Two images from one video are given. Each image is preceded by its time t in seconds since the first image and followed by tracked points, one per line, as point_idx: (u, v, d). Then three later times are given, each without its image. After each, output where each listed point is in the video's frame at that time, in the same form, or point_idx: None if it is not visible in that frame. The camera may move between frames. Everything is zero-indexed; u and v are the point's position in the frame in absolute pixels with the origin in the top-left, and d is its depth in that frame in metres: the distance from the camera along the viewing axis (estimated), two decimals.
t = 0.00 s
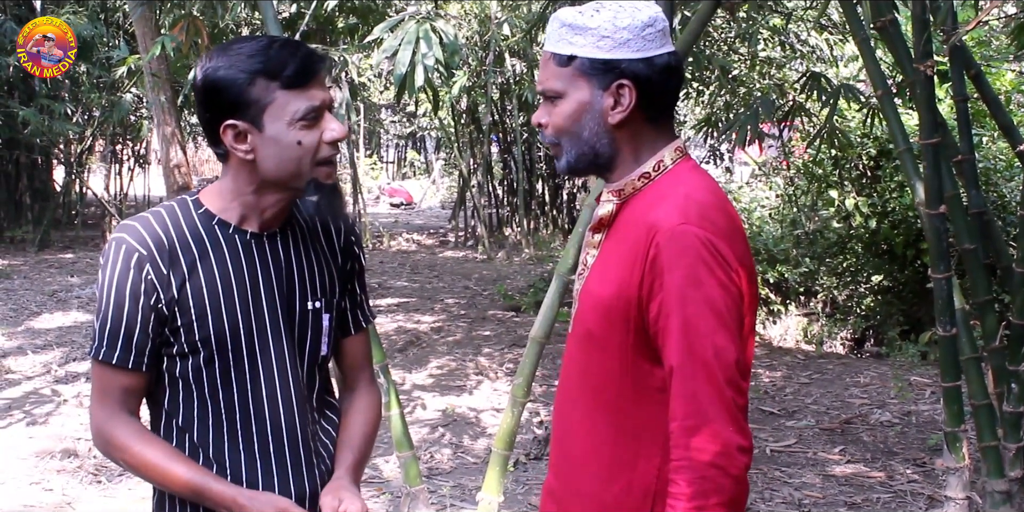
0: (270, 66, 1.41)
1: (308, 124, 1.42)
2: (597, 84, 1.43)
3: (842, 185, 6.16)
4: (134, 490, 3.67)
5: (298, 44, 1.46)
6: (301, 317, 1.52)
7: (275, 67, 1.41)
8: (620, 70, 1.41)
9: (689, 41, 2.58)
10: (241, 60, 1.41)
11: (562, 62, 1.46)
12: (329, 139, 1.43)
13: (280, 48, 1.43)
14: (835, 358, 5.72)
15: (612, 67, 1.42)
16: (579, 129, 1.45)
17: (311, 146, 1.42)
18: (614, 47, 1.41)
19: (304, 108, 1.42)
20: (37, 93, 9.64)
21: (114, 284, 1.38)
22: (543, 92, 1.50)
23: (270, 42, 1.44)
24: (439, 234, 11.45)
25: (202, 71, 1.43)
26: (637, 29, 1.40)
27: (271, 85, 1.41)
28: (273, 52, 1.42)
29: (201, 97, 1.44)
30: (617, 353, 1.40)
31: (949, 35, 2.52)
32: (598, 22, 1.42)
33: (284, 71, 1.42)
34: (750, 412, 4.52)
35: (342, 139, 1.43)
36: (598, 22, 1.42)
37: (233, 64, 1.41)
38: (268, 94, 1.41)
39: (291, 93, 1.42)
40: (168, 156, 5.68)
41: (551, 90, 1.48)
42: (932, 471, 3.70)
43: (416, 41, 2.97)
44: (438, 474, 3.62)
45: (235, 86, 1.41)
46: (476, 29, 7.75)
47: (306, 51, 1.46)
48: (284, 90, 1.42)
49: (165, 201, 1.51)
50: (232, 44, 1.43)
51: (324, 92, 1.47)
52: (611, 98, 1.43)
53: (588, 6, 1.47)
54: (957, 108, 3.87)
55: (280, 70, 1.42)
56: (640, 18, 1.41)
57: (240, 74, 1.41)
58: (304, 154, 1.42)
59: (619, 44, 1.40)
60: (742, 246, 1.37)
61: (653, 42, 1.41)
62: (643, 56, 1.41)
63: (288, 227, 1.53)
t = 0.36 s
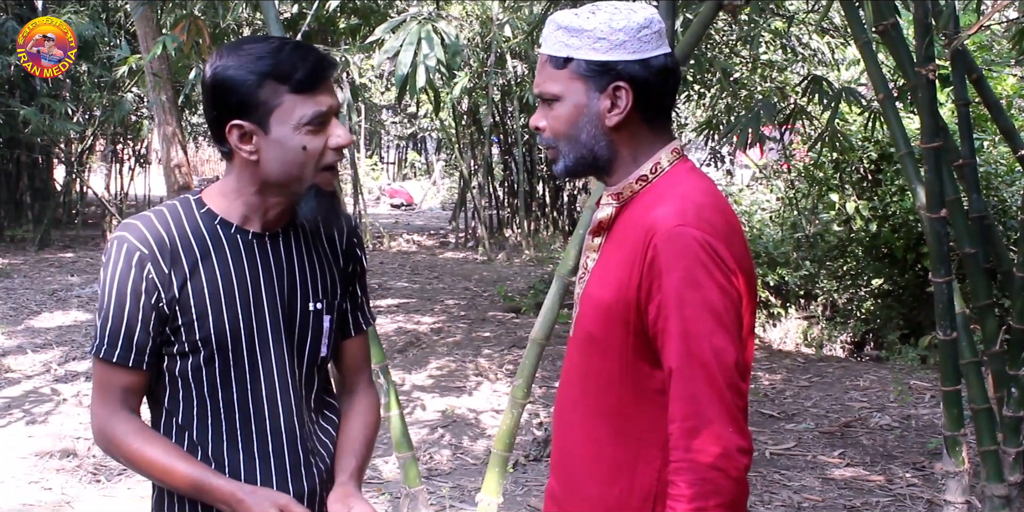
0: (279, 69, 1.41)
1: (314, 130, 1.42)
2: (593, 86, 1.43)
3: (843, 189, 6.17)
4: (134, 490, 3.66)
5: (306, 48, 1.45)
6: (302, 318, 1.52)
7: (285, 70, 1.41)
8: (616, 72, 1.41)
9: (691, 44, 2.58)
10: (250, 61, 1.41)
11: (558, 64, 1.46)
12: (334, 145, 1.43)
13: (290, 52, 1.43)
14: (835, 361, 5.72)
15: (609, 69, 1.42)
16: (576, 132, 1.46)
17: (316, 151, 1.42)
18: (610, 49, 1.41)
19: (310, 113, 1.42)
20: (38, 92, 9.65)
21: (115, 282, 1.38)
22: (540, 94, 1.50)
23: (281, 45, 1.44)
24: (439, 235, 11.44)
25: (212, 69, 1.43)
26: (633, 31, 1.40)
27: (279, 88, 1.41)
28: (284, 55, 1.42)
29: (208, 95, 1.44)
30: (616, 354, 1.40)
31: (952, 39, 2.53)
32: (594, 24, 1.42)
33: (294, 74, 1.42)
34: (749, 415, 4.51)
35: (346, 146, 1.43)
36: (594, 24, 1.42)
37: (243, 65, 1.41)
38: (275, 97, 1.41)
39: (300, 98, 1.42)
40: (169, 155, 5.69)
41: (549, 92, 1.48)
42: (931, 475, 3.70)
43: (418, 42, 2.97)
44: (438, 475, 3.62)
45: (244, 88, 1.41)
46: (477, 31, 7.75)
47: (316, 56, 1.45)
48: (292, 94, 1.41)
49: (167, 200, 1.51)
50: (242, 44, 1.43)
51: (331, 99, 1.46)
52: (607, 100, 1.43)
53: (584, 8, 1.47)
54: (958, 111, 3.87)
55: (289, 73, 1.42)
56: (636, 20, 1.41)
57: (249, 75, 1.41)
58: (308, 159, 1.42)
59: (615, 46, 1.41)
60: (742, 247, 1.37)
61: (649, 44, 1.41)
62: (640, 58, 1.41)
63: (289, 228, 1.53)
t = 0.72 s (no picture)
0: (280, 70, 1.41)
1: (317, 129, 1.43)
2: (596, 93, 1.43)
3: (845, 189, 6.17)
4: (135, 491, 3.66)
5: (308, 48, 1.45)
6: (303, 319, 1.51)
7: (287, 70, 1.42)
8: (619, 79, 1.41)
9: (693, 44, 2.58)
10: (250, 62, 1.41)
11: (561, 71, 1.46)
12: (336, 145, 1.44)
13: (291, 52, 1.43)
14: (837, 362, 5.72)
15: (611, 77, 1.41)
16: (580, 137, 1.46)
17: (318, 151, 1.42)
18: (612, 57, 1.40)
19: (312, 113, 1.42)
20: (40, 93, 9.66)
21: (116, 285, 1.38)
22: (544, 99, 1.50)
23: (282, 46, 1.44)
24: (441, 235, 11.44)
25: (212, 71, 1.43)
26: (634, 37, 1.39)
27: (280, 88, 1.41)
28: (285, 54, 1.42)
29: (209, 98, 1.44)
30: (616, 353, 1.40)
31: (953, 40, 2.53)
32: (595, 32, 1.41)
33: (295, 74, 1.42)
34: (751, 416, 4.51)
35: (348, 146, 1.44)
36: (595, 32, 1.41)
37: (244, 67, 1.41)
38: (277, 97, 1.41)
39: (301, 98, 1.42)
40: (171, 155, 5.69)
41: (554, 97, 1.48)
42: (933, 476, 3.69)
43: (421, 42, 2.97)
44: (439, 476, 3.62)
45: (245, 89, 1.41)
46: (478, 31, 7.75)
47: (317, 55, 1.46)
48: (294, 94, 1.42)
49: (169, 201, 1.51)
50: (243, 45, 1.43)
51: (332, 97, 1.47)
52: (610, 106, 1.43)
53: (587, 13, 1.46)
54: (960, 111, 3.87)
55: (291, 74, 1.42)
56: (637, 26, 1.39)
57: (250, 76, 1.41)
58: (311, 159, 1.42)
59: (616, 54, 1.40)
60: (741, 247, 1.36)
61: (650, 49, 1.40)
62: (641, 64, 1.40)
63: (291, 229, 1.53)
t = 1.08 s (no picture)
0: (284, 68, 1.41)
1: (321, 128, 1.43)
2: (595, 110, 1.40)
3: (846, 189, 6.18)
4: (136, 490, 3.67)
5: (311, 47, 1.45)
6: (307, 317, 1.52)
7: (291, 68, 1.41)
8: (616, 94, 1.39)
9: (693, 45, 2.59)
10: (254, 61, 1.41)
11: (556, 93, 1.42)
12: (340, 143, 1.44)
13: (295, 51, 1.43)
14: (838, 362, 5.71)
15: (607, 93, 1.39)
16: (584, 154, 1.44)
17: (322, 150, 1.43)
18: (605, 72, 1.37)
19: (316, 112, 1.42)
20: (41, 92, 9.66)
21: (120, 280, 1.38)
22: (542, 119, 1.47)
23: (285, 44, 1.44)
24: (442, 235, 11.45)
25: (216, 70, 1.42)
26: (624, 50, 1.37)
27: (285, 87, 1.41)
28: (289, 53, 1.42)
29: (213, 98, 1.43)
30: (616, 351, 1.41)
31: (955, 40, 2.53)
32: (584, 51, 1.38)
33: (299, 73, 1.42)
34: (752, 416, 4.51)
35: (352, 145, 1.45)
36: (584, 50, 1.38)
37: (247, 65, 1.41)
38: (281, 96, 1.41)
39: (305, 96, 1.42)
40: (172, 154, 5.69)
41: (551, 116, 1.45)
42: (934, 476, 3.69)
43: (422, 41, 2.97)
44: (440, 475, 3.62)
45: (248, 88, 1.41)
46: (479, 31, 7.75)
47: (321, 54, 1.45)
48: (298, 93, 1.42)
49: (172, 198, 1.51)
50: (246, 44, 1.42)
51: (335, 96, 1.47)
52: (610, 121, 1.41)
53: (570, 31, 1.42)
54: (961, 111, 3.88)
55: (295, 72, 1.42)
56: (625, 38, 1.37)
57: (254, 75, 1.40)
58: (315, 158, 1.43)
59: (610, 69, 1.37)
60: (740, 251, 1.34)
61: (642, 58, 1.38)
62: (634, 75, 1.37)
63: (294, 228, 1.53)
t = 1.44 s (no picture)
0: (278, 82, 1.38)
1: (303, 149, 1.39)
2: (584, 125, 1.40)
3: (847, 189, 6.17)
4: (136, 489, 3.66)
5: (313, 64, 1.41)
6: (309, 319, 1.53)
7: (284, 84, 1.38)
8: (608, 105, 1.39)
9: (695, 45, 2.59)
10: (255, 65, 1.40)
11: (544, 112, 1.40)
12: (322, 168, 1.40)
13: (296, 66, 1.40)
14: (838, 362, 5.71)
15: (600, 106, 1.39)
16: (574, 168, 1.43)
17: (301, 169, 1.39)
18: (593, 89, 1.37)
19: (300, 132, 1.38)
20: (41, 91, 9.65)
21: (125, 280, 1.37)
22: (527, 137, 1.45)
23: (294, 57, 1.41)
24: (442, 234, 11.45)
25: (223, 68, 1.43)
26: (608, 63, 1.37)
27: (274, 102, 1.39)
28: (288, 68, 1.39)
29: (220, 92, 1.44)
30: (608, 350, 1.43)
31: (957, 41, 2.53)
32: (570, 69, 1.37)
33: (292, 91, 1.38)
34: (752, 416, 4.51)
35: (334, 171, 1.40)
36: (570, 68, 1.37)
37: (247, 71, 1.40)
38: (269, 109, 1.39)
39: (293, 115, 1.38)
40: (173, 153, 5.68)
41: (536, 136, 1.43)
42: (934, 477, 3.69)
43: (423, 41, 2.97)
44: (440, 475, 3.62)
45: (244, 93, 1.40)
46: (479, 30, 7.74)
47: (323, 73, 1.41)
48: (286, 110, 1.38)
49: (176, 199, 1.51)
50: (259, 45, 1.42)
51: (333, 118, 1.42)
52: (599, 135, 1.41)
53: (548, 51, 1.41)
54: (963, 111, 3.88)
55: (287, 89, 1.38)
56: (607, 52, 1.38)
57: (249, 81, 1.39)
58: (292, 177, 1.39)
59: (597, 84, 1.37)
60: (725, 254, 1.37)
61: (625, 70, 1.39)
62: (621, 86, 1.38)
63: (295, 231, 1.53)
